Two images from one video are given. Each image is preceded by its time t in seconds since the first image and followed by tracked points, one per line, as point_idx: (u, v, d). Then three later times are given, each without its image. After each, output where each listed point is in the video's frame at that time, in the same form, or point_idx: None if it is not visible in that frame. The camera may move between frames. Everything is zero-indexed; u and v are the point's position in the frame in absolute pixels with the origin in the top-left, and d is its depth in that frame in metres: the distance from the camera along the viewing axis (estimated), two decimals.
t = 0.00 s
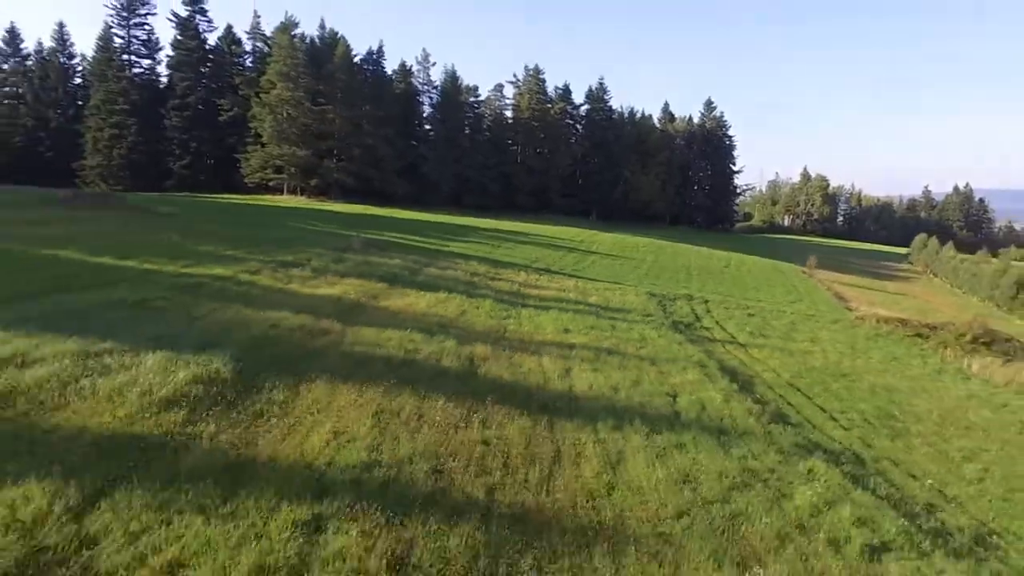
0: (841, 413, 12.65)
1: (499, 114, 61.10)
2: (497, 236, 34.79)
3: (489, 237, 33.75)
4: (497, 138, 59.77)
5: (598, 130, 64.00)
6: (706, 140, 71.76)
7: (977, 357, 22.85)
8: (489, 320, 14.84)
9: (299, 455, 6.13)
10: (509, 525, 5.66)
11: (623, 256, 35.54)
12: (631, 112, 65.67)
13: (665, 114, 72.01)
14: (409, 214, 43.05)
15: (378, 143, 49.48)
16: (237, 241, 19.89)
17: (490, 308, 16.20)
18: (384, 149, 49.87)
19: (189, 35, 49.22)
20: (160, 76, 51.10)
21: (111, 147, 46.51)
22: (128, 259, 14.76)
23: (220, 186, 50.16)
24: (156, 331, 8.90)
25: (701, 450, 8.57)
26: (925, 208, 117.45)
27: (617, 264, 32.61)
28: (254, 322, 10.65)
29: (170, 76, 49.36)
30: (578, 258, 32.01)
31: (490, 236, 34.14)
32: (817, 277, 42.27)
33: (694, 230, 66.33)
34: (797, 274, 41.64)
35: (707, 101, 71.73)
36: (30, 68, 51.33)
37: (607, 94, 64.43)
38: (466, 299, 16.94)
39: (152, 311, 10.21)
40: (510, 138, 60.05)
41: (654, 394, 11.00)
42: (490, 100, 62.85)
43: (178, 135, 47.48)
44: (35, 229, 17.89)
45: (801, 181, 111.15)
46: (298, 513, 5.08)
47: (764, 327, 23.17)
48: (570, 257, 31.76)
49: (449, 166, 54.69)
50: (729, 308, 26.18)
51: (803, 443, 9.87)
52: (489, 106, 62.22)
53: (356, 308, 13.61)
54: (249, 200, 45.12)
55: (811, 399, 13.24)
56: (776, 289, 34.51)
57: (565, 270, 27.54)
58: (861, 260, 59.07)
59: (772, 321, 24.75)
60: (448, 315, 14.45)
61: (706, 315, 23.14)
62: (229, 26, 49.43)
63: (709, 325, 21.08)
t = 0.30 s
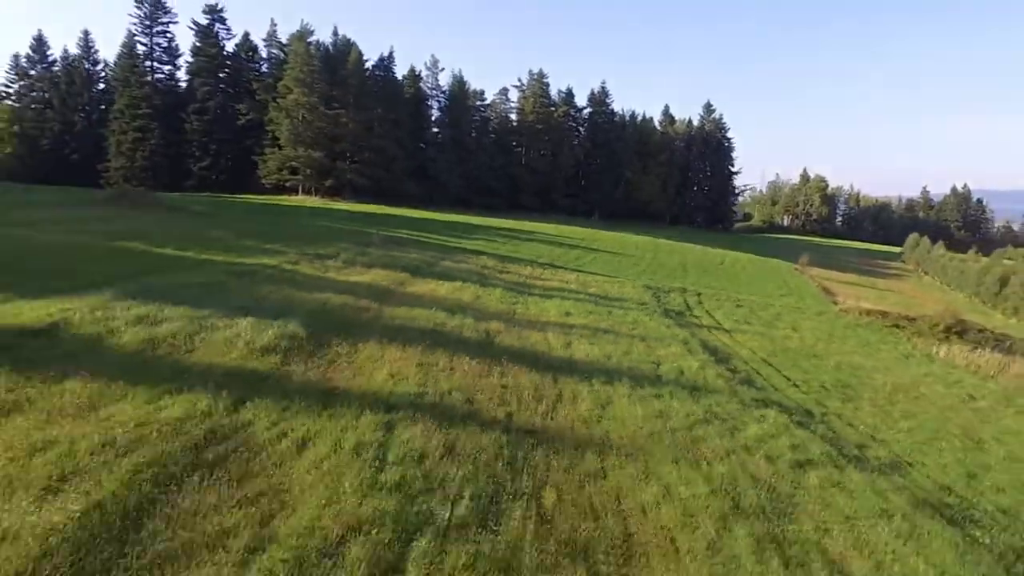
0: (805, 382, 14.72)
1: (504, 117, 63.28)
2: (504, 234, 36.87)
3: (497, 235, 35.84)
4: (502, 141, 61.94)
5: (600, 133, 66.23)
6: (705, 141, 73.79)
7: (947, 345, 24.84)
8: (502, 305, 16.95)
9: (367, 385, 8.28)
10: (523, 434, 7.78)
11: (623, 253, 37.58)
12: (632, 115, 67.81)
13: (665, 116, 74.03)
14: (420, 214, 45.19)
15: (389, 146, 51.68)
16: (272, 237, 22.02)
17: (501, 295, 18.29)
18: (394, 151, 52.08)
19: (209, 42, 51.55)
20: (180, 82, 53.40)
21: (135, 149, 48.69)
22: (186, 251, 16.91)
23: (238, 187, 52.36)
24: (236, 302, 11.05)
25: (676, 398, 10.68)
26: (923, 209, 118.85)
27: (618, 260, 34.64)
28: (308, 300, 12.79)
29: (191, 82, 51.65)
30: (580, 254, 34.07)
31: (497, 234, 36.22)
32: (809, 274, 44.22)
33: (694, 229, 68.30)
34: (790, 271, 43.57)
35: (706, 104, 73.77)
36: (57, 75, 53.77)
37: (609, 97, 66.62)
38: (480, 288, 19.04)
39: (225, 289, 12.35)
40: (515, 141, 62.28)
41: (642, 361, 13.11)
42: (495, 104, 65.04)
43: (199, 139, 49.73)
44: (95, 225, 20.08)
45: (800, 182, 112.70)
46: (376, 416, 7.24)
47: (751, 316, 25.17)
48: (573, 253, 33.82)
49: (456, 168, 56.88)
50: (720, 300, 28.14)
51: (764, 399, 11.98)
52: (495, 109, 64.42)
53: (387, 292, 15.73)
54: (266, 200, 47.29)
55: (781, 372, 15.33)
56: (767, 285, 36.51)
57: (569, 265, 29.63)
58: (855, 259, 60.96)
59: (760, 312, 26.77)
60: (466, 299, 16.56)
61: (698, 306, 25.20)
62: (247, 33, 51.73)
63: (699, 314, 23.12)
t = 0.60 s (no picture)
0: (777, 359, 16.74)
1: (507, 120, 65.39)
2: (509, 231, 38.92)
3: (503, 233, 37.92)
4: (505, 143, 63.99)
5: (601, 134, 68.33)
6: (703, 143, 75.83)
7: (920, 333, 26.84)
8: (509, 291, 18.98)
9: (407, 345, 10.36)
10: (532, 382, 9.86)
11: (622, 250, 39.60)
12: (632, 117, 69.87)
13: (664, 119, 76.08)
14: (428, 213, 47.26)
15: (397, 149, 53.78)
16: (299, 233, 24.08)
17: (508, 284, 20.30)
18: (402, 153, 54.21)
19: (226, 49, 53.92)
20: (197, 86, 55.61)
21: (155, 151, 50.75)
22: (228, 244, 18.97)
23: (252, 188, 54.49)
24: (290, 284, 13.13)
25: (659, 364, 12.71)
26: (920, 208, 120.50)
27: (616, 256, 36.69)
28: (344, 284, 14.84)
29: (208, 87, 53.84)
30: (581, 250, 36.14)
31: (503, 232, 38.30)
32: (801, 271, 46.19)
33: (693, 228, 70.30)
34: (782, 268, 45.52)
35: (704, 106, 75.86)
36: (79, 80, 56.04)
37: (609, 100, 68.72)
38: (489, 278, 21.05)
39: (275, 274, 14.44)
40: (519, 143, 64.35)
41: (632, 337, 15.14)
42: (499, 107, 67.17)
43: (216, 142, 51.88)
44: (142, 220, 22.18)
45: (798, 182, 114.41)
46: (419, 364, 9.34)
47: (739, 307, 27.18)
48: (575, 250, 35.86)
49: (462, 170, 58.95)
50: (711, 292, 30.11)
51: (736, 368, 13.99)
52: (498, 112, 66.60)
53: (409, 279, 17.77)
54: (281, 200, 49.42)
55: (757, 350, 17.33)
56: (759, 280, 38.49)
57: (570, 260, 31.67)
58: (848, 257, 62.86)
59: (748, 303, 28.75)
60: (478, 287, 18.59)
61: (689, 297, 27.19)
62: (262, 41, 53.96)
63: (689, 304, 25.12)
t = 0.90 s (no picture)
0: (755, 340, 18.78)
1: (511, 123, 67.53)
2: (514, 229, 40.97)
3: (508, 230, 40.00)
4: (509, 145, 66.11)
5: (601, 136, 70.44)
6: (701, 144, 78.00)
7: (897, 323, 28.84)
8: (516, 281, 21.03)
9: (436, 318, 12.45)
10: (540, 347, 11.98)
11: (621, 248, 41.63)
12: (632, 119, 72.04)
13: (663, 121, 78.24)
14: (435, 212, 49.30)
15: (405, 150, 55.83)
16: (322, 229, 26.18)
17: (516, 275, 22.37)
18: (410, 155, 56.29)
19: (241, 55, 56.15)
20: (213, 91, 57.81)
21: (173, 153, 52.87)
22: (263, 238, 21.07)
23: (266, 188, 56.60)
24: (330, 270, 15.21)
25: (647, 339, 14.78)
26: (916, 209, 122.33)
27: (615, 253, 38.70)
28: (372, 272, 16.91)
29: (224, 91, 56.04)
30: (582, 247, 38.17)
31: (508, 229, 40.38)
32: (793, 267, 48.21)
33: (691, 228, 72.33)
34: (775, 265, 47.53)
35: (701, 109, 78.05)
36: (99, 84, 58.29)
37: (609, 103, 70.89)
38: (497, 269, 23.11)
39: (314, 262, 16.52)
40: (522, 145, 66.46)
41: (626, 319, 17.21)
42: (502, 109, 69.36)
43: (232, 144, 54.05)
44: (180, 218, 24.29)
45: (796, 183, 116.37)
46: (448, 331, 11.47)
47: (728, 298, 29.20)
48: (576, 246, 37.96)
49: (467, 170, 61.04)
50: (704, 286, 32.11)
51: (715, 344, 16.05)
52: (501, 115, 68.75)
53: (426, 269, 19.82)
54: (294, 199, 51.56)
55: (738, 333, 19.38)
56: (751, 276, 40.49)
57: (571, 255, 33.72)
58: (841, 255, 64.82)
59: (738, 296, 30.76)
60: (488, 277, 20.66)
61: (682, 289, 29.22)
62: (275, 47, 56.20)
63: (681, 295, 27.16)
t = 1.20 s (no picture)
0: (736, 326, 20.89)
1: (512, 126, 69.71)
2: (517, 228, 43.12)
3: (511, 229, 42.16)
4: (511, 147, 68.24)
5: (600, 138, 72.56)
6: (697, 146, 80.09)
7: (875, 315, 30.93)
8: (521, 273, 23.13)
9: (455, 299, 14.61)
10: (544, 324, 14.15)
11: (619, 246, 43.72)
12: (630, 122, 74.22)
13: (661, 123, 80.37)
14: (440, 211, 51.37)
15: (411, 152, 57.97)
16: (341, 227, 28.32)
17: (520, 268, 24.47)
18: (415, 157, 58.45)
19: (254, 61, 58.40)
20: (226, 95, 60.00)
21: (189, 155, 54.97)
22: (292, 234, 23.19)
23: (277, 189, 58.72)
24: (359, 261, 17.34)
25: (637, 321, 16.92)
26: (911, 209, 124.28)
27: (613, 250, 40.78)
28: (394, 263, 19.04)
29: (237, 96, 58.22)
30: (581, 245, 40.29)
31: (511, 228, 42.56)
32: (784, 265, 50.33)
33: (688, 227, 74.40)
34: (766, 263, 49.58)
35: (698, 112, 80.22)
36: (116, 88, 60.46)
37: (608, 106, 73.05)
38: (503, 263, 25.22)
39: (344, 254, 18.64)
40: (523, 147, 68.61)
41: (619, 306, 19.32)
42: (504, 113, 71.50)
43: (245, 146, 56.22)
44: (212, 216, 26.43)
45: (792, 183, 118.36)
46: (467, 309, 13.68)
47: (717, 292, 31.32)
48: (576, 244, 40.09)
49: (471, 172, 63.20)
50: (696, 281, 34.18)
51: (698, 327, 18.16)
52: (503, 118, 70.87)
53: (440, 262, 21.94)
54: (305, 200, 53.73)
55: (721, 320, 21.48)
56: (742, 273, 42.58)
57: (571, 252, 35.85)
58: (833, 254, 66.89)
59: (727, 290, 32.86)
60: (496, 269, 22.76)
61: (675, 283, 31.31)
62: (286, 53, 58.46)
63: (674, 289, 29.27)
